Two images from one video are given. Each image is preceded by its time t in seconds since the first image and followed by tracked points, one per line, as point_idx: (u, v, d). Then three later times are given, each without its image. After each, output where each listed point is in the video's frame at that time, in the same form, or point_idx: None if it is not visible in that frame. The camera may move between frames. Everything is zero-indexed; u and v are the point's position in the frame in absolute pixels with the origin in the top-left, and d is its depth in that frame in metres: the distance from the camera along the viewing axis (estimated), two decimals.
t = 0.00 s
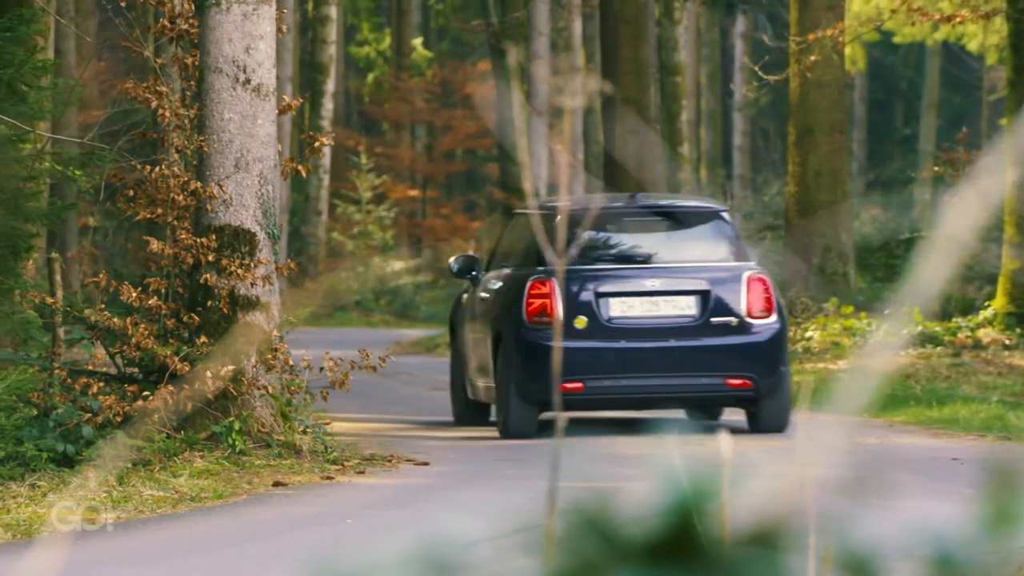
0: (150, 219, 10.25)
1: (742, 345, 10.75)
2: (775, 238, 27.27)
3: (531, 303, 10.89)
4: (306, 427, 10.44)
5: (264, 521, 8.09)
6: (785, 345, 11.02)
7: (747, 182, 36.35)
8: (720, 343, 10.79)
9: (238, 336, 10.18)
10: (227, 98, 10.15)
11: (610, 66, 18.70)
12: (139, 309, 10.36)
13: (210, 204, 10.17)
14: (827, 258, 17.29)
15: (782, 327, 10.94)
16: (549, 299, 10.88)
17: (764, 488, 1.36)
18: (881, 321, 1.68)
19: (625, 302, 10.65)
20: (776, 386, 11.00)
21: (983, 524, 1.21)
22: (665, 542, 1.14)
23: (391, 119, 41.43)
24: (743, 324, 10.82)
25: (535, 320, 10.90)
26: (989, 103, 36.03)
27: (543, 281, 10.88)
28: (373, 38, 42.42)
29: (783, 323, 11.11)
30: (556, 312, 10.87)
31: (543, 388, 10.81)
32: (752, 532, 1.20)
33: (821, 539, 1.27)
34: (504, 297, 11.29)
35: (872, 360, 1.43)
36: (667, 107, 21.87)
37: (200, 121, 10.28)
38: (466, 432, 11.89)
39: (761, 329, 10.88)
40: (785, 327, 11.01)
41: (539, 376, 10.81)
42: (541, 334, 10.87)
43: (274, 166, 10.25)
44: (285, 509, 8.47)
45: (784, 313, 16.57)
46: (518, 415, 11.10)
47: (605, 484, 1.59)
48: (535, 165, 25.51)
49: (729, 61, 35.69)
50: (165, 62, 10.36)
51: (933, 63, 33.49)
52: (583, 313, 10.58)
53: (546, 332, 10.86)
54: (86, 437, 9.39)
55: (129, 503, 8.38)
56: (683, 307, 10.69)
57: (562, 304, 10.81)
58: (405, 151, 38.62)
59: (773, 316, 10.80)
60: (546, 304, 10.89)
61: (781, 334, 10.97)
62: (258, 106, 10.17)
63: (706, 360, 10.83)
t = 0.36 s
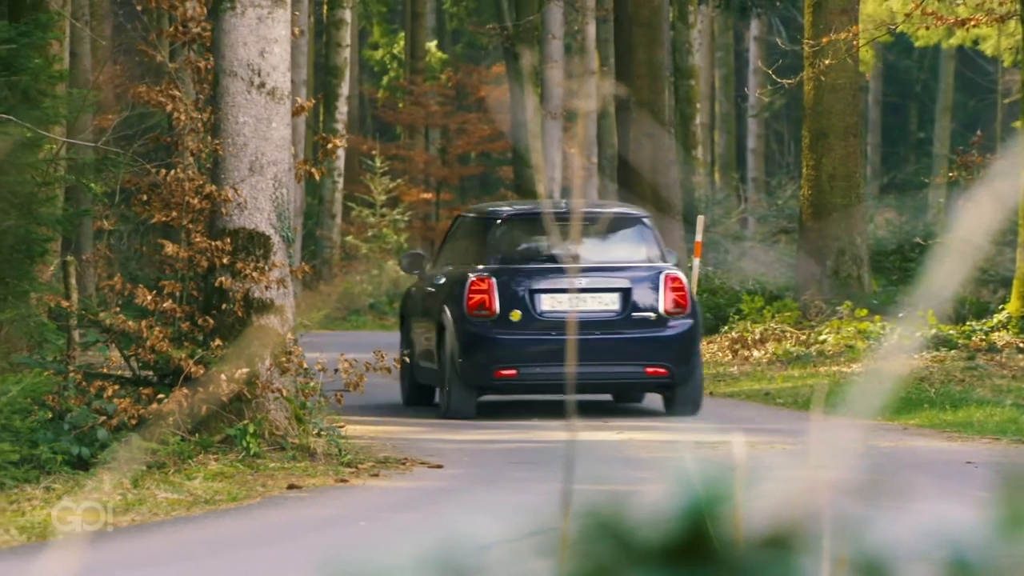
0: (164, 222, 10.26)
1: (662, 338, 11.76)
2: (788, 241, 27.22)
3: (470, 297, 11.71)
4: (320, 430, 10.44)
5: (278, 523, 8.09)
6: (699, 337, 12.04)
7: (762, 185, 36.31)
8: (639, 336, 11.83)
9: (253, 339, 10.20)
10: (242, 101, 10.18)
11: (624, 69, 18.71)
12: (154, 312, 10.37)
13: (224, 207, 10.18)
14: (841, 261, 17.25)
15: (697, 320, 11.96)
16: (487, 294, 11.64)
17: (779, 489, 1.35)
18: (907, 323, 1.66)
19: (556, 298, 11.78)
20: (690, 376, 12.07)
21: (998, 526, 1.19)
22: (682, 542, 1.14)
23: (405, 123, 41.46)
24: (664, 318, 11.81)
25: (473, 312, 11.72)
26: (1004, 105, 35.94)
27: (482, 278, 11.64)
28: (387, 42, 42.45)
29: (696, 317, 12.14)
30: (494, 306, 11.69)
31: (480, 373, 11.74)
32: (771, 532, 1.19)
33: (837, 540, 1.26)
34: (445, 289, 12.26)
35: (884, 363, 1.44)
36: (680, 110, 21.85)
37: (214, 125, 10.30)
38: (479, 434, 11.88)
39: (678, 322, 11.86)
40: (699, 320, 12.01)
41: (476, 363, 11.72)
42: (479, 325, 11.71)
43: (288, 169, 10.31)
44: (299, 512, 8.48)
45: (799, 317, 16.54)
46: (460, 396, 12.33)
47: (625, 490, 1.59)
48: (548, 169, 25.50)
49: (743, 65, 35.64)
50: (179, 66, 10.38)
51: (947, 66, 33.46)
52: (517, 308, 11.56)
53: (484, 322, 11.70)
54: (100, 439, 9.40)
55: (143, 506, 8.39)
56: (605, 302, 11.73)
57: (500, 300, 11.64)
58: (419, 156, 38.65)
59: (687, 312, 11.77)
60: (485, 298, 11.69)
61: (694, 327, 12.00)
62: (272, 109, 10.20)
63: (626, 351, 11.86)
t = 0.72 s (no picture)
0: (177, 224, 10.28)
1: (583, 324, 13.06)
2: (800, 243, 27.22)
3: (413, 290, 13.09)
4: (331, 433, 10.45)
5: (290, 525, 8.09)
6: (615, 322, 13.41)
7: (773, 187, 36.27)
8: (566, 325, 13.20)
9: (264, 341, 10.20)
10: (253, 103, 10.19)
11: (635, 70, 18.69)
12: (165, 314, 10.38)
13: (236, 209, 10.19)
14: (852, 264, 17.24)
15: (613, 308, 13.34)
16: (427, 286, 13.06)
17: (791, 492, 1.35)
18: (921, 324, 1.66)
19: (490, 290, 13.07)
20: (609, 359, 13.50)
21: (1008, 528, 1.18)
22: (692, 545, 1.14)
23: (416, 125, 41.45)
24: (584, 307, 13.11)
25: (417, 304, 13.10)
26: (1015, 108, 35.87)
27: (422, 274, 13.06)
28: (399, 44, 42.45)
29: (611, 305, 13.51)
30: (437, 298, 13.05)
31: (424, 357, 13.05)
32: (784, 536, 1.19)
33: (851, 538, 1.25)
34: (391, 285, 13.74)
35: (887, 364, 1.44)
36: (692, 110, 21.83)
37: (226, 127, 10.30)
38: (489, 436, 11.90)
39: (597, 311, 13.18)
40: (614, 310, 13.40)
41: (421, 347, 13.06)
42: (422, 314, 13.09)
43: (299, 171, 10.33)
44: (310, 514, 8.48)
45: (810, 319, 16.52)
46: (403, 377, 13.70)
47: (636, 489, 1.59)
48: (559, 170, 25.50)
49: (755, 67, 35.63)
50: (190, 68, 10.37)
51: (959, 67, 33.43)
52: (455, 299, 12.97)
53: (427, 313, 13.08)
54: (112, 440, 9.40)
55: (154, 508, 8.39)
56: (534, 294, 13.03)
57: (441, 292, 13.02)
58: (430, 157, 38.64)
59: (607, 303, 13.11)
60: (426, 291, 13.08)
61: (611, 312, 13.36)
62: (284, 111, 10.22)
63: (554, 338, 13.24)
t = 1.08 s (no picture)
0: (184, 228, 10.29)
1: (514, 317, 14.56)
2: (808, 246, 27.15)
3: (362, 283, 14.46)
4: (338, 437, 10.46)
5: (297, 529, 8.10)
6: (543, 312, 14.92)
7: (782, 191, 36.23)
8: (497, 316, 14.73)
9: (272, 345, 10.22)
10: (261, 107, 10.20)
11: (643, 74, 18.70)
12: (173, 318, 10.39)
13: (244, 213, 10.20)
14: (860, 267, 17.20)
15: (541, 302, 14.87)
16: (375, 279, 14.42)
17: (800, 496, 1.34)
18: (928, 324, 1.66)
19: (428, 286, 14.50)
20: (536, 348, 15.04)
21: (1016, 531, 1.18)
22: (700, 548, 1.14)
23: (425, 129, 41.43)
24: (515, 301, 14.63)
25: (363, 296, 14.50)
26: None
27: (370, 269, 14.43)
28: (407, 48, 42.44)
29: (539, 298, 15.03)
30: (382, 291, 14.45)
31: (371, 345, 14.45)
32: (791, 537, 1.19)
33: (856, 543, 1.24)
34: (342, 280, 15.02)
35: (898, 369, 1.44)
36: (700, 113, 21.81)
37: (234, 132, 10.31)
38: (497, 441, 11.91)
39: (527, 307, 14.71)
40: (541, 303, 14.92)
41: (367, 336, 14.45)
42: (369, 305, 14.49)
43: (307, 175, 10.35)
44: (318, 518, 8.49)
45: (818, 324, 16.50)
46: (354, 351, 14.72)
47: (643, 494, 1.59)
48: (566, 175, 25.48)
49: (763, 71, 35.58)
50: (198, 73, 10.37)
51: (967, 71, 33.36)
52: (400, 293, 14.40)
53: (374, 305, 14.48)
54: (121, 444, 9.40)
55: (162, 511, 8.41)
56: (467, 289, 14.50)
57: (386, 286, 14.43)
58: (438, 162, 38.64)
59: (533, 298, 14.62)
60: (373, 284, 14.46)
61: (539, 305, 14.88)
62: (292, 115, 10.23)
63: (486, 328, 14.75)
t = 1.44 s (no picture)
0: (193, 232, 10.30)
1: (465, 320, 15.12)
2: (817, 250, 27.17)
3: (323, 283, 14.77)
4: (347, 441, 10.47)
5: (306, 533, 8.11)
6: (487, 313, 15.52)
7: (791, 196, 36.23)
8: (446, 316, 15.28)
9: (280, 349, 10.23)
10: (270, 112, 10.21)
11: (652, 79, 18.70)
12: (182, 322, 10.39)
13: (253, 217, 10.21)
14: (870, 272, 17.15)
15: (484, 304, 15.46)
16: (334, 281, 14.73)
17: (809, 499, 1.34)
18: (938, 329, 1.66)
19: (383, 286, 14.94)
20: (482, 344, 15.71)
21: None
22: (708, 551, 1.14)
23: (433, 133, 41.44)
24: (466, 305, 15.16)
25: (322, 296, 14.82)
26: None
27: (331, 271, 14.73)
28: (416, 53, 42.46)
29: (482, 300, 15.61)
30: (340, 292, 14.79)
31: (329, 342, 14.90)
32: (799, 540, 1.19)
33: (865, 549, 1.24)
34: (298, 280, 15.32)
35: (908, 373, 1.44)
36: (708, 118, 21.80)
37: (243, 136, 10.32)
38: (506, 445, 11.91)
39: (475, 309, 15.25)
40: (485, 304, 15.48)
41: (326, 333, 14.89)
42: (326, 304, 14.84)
43: (316, 179, 10.36)
44: (326, 522, 8.49)
45: (826, 327, 16.49)
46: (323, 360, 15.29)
47: (650, 498, 1.59)
48: (574, 179, 25.51)
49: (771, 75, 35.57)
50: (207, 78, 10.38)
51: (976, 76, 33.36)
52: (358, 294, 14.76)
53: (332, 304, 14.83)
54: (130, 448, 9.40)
55: (171, 515, 8.41)
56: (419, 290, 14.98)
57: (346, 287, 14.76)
58: (446, 166, 38.66)
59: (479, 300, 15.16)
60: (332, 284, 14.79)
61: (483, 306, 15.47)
62: (301, 120, 10.24)
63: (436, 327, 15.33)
